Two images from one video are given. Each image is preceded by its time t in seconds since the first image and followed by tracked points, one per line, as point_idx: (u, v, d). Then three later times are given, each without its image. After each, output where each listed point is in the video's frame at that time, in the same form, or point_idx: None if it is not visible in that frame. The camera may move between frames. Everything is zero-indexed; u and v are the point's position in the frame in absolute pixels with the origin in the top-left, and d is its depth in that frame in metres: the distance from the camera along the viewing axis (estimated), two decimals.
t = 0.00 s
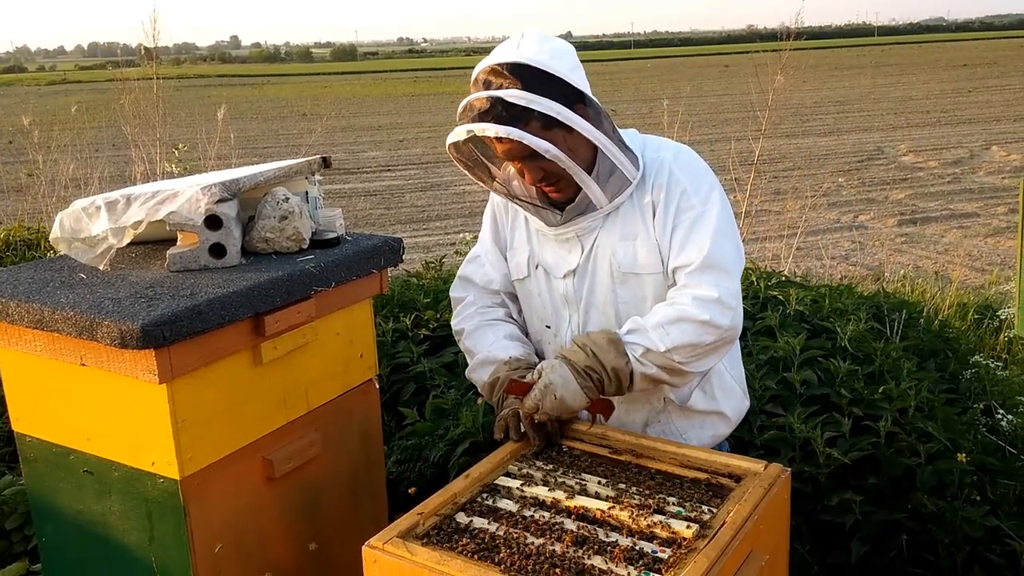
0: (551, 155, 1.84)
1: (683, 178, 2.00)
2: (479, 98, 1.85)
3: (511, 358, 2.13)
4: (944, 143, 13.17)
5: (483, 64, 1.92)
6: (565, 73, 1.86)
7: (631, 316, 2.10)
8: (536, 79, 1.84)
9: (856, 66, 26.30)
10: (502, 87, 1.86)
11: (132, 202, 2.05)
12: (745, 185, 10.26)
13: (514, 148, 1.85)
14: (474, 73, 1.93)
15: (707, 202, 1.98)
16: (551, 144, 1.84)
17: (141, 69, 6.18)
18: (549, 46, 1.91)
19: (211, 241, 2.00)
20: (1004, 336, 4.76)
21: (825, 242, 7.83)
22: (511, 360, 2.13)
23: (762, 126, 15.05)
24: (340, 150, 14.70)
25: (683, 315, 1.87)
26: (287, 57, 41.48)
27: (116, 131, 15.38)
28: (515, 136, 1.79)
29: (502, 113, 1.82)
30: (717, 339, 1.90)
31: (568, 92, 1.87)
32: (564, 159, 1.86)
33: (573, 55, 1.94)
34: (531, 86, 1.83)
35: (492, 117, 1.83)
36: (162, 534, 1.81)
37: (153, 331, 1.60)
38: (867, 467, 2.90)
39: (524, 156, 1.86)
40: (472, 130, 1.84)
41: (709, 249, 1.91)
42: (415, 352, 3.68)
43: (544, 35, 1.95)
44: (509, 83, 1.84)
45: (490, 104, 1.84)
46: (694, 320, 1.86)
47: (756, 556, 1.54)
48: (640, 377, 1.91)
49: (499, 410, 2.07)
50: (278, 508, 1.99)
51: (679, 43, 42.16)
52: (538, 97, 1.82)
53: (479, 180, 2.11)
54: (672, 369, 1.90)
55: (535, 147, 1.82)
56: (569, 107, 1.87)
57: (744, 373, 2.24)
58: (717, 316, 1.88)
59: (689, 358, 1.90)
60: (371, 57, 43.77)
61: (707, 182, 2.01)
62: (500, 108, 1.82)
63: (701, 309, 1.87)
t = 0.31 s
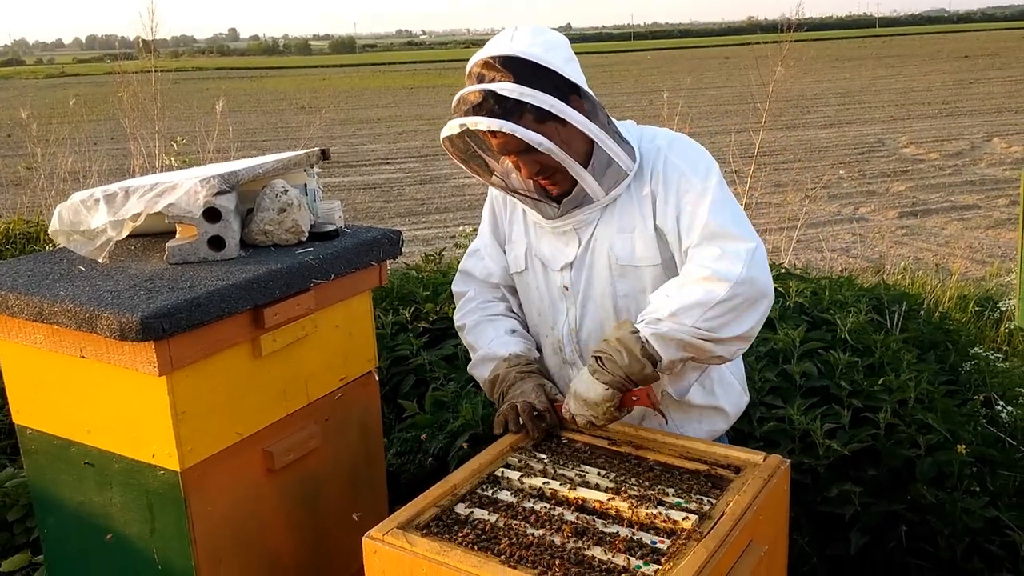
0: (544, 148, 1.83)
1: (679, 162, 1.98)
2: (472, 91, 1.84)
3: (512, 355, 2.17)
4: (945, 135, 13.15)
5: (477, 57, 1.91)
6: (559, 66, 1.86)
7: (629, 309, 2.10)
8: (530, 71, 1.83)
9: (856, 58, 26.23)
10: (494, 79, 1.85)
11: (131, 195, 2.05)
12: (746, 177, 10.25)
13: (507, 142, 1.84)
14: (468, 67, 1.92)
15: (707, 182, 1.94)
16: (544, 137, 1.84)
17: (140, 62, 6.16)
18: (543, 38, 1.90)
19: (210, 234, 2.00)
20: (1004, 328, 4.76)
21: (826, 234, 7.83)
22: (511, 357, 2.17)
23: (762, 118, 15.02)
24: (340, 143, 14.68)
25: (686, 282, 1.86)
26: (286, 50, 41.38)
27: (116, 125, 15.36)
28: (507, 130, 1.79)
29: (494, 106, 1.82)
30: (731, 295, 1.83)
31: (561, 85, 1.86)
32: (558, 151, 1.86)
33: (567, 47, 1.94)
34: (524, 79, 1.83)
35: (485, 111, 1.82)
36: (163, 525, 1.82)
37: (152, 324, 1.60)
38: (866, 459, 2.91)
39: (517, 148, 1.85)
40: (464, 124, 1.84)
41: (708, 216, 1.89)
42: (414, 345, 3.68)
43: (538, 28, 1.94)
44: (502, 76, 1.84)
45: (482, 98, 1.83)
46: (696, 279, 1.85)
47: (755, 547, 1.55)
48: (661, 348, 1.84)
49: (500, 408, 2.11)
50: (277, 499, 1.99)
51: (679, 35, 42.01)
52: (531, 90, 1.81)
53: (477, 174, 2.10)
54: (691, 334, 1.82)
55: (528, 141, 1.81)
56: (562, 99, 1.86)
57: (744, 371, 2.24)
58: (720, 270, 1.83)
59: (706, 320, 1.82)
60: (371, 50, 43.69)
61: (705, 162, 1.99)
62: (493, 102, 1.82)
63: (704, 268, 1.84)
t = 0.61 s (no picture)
0: (545, 142, 1.82)
1: (682, 157, 1.96)
2: (474, 84, 1.84)
3: (519, 350, 2.18)
4: (946, 125, 13.12)
5: (481, 49, 1.91)
6: (561, 59, 1.84)
7: (634, 304, 2.08)
8: (531, 64, 1.82)
9: (857, 49, 26.18)
10: (496, 73, 1.84)
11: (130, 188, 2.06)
12: (746, 168, 10.23)
13: (508, 135, 1.83)
14: (472, 60, 1.92)
15: (708, 176, 1.91)
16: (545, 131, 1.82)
17: (139, 55, 6.14)
18: (546, 31, 1.89)
19: (208, 228, 1.99)
20: (1005, 318, 4.75)
21: (826, 225, 7.82)
22: (518, 352, 2.17)
23: (763, 109, 14.99)
24: (340, 136, 14.65)
25: (677, 285, 1.84)
26: (286, 43, 41.30)
27: (115, 119, 15.33)
28: (507, 124, 1.78)
29: (496, 100, 1.81)
30: (719, 298, 1.79)
31: (564, 78, 1.85)
32: (559, 146, 1.84)
33: (571, 40, 1.92)
34: (525, 72, 1.81)
35: (487, 105, 1.82)
36: (163, 520, 1.82)
37: (150, 318, 1.59)
38: (867, 450, 2.91)
39: (518, 143, 1.85)
40: (465, 118, 1.83)
41: (702, 215, 1.86)
42: (414, 338, 3.67)
43: (542, 19, 1.93)
44: (503, 70, 1.83)
45: (483, 91, 1.82)
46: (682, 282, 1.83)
47: (754, 539, 1.55)
48: (649, 350, 1.82)
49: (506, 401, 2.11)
50: (277, 493, 1.99)
51: (679, 26, 41.87)
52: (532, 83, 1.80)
53: (482, 168, 2.10)
54: (677, 338, 1.80)
55: (528, 134, 1.80)
56: (565, 92, 1.85)
57: (752, 370, 2.25)
58: (707, 273, 1.80)
59: (693, 323, 1.80)
60: (371, 43, 43.62)
61: (708, 157, 1.96)
62: (493, 96, 1.81)
63: (694, 271, 1.82)
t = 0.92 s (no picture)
0: (544, 134, 1.81)
1: (686, 148, 1.95)
2: (473, 76, 1.84)
3: (525, 343, 2.20)
4: (944, 115, 13.10)
5: (483, 39, 1.90)
6: (563, 50, 1.83)
7: (637, 297, 2.09)
8: (531, 55, 1.81)
9: (856, 39, 26.13)
10: (497, 64, 1.84)
11: (124, 182, 2.05)
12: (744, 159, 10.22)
13: (507, 126, 1.83)
14: (474, 52, 1.91)
15: (711, 169, 1.90)
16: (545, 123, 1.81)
17: (136, 49, 6.12)
18: (547, 21, 1.88)
19: (203, 222, 1.99)
20: (1003, 309, 4.76)
21: (825, 216, 7.82)
22: (523, 345, 2.19)
23: (761, 100, 14.97)
24: (338, 129, 14.61)
25: (676, 279, 1.84)
26: (284, 35, 41.17)
27: (112, 112, 15.29)
28: (505, 116, 1.77)
29: (495, 92, 1.81)
30: (715, 294, 1.78)
31: (564, 68, 1.83)
32: (559, 137, 1.83)
33: (573, 30, 1.91)
34: (524, 63, 1.80)
35: (486, 97, 1.81)
36: (159, 515, 1.82)
37: (145, 313, 1.59)
38: (863, 441, 2.91)
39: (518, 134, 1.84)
40: (464, 109, 1.84)
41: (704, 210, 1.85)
42: (412, 332, 3.66)
43: (544, 10, 1.92)
44: (503, 61, 1.82)
45: (483, 82, 1.82)
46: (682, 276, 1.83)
47: (751, 530, 1.55)
48: (643, 341, 1.83)
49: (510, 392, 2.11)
50: (273, 487, 1.99)
51: (678, 17, 41.74)
52: (532, 74, 1.79)
53: (488, 160, 2.09)
54: (672, 333, 1.80)
55: (527, 127, 1.79)
56: (565, 83, 1.84)
57: (760, 365, 2.22)
58: (705, 270, 1.79)
59: (688, 318, 1.80)
60: (368, 36, 43.49)
61: (713, 149, 1.94)
62: (493, 87, 1.81)
63: (692, 266, 1.82)
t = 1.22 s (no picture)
0: (544, 124, 1.79)
1: (683, 141, 1.94)
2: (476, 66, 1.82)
3: (522, 338, 2.19)
4: (940, 109, 13.09)
5: (488, 28, 1.89)
6: (567, 41, 1.81)
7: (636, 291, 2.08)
8: (535, 46, 1.80)
9: (852, 33, 26.12)
10: (500, 53, 1.83)
11: (116, 177, 2.03)
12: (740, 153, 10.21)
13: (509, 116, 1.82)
14: (478, 41, 1.90)
15: (705, 160, 1.90)
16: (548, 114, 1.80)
17: (130, 43, 6.10)
18: (551, 11, 1.86)
19: (196, 217, 1.97)
20: (998, 303, 4.76)
21: (821, 210, 7.82)
22: (521, 341, 2.19)
23: (757, 94, 14.95)
24: (334, 123, 14.58)
25: (657, 277, 1.85)
26: (279, 30, 41.04)
27: (107, 107, 15.23)
28: (507, 106, 1.76)
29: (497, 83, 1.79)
30: (689, 289, 1.77)
31: (567, 59, 1.82)
32: (560, 128, 1.82)
33: (578, 21, 1.89)
34: (528, 53, 1.79)
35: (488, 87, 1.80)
36: (152, 512, 1.81)
37: (137, 309, 1.58)
38: (859, 436, 2.91)
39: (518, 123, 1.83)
40: (466, 98, 1.83)
41: (688, 205, 1.85)
42: (407, 327, 3.65)
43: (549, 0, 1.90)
44: (507, 51, 1.81)
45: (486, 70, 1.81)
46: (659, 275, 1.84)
47: (746, 525, 1.55)
48: (624, 340, 1.84)
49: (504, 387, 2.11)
50: (267, 484, 1.99)
51: (674, 11, 41.67)
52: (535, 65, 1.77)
53: (490, 151, 2.08)
54: (650, 331, 1.80)
55: (529, 117, 1.78)
56: (568, 75, 1.82)
57: (762, 363, 2.22)
58: (680, 266, 1.79)
59: (666, 315, 1.79)
60: (364, 30, 43.37)
61: (709, 141, 1.94)
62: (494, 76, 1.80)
63: (671, 264, 1.82)
